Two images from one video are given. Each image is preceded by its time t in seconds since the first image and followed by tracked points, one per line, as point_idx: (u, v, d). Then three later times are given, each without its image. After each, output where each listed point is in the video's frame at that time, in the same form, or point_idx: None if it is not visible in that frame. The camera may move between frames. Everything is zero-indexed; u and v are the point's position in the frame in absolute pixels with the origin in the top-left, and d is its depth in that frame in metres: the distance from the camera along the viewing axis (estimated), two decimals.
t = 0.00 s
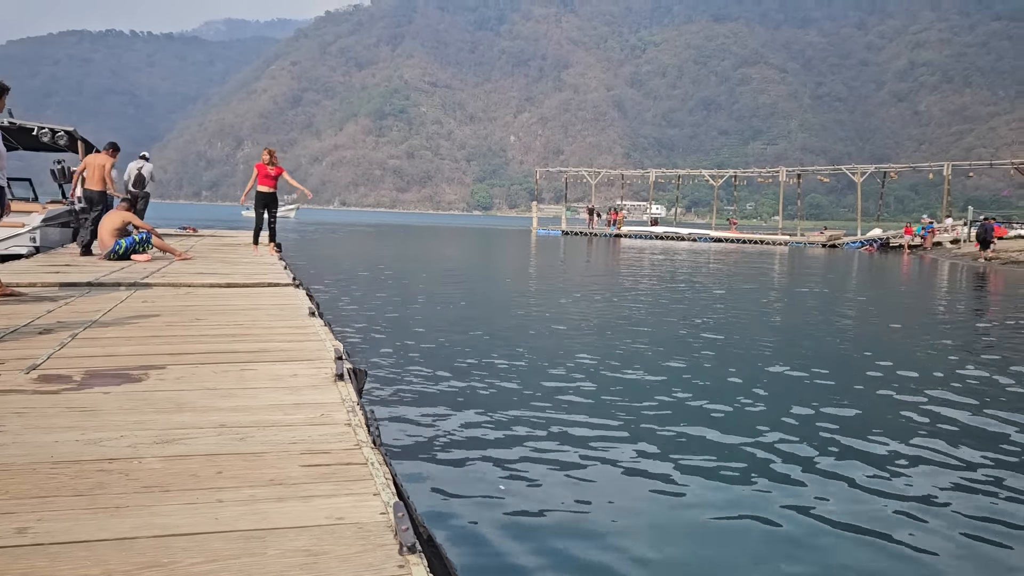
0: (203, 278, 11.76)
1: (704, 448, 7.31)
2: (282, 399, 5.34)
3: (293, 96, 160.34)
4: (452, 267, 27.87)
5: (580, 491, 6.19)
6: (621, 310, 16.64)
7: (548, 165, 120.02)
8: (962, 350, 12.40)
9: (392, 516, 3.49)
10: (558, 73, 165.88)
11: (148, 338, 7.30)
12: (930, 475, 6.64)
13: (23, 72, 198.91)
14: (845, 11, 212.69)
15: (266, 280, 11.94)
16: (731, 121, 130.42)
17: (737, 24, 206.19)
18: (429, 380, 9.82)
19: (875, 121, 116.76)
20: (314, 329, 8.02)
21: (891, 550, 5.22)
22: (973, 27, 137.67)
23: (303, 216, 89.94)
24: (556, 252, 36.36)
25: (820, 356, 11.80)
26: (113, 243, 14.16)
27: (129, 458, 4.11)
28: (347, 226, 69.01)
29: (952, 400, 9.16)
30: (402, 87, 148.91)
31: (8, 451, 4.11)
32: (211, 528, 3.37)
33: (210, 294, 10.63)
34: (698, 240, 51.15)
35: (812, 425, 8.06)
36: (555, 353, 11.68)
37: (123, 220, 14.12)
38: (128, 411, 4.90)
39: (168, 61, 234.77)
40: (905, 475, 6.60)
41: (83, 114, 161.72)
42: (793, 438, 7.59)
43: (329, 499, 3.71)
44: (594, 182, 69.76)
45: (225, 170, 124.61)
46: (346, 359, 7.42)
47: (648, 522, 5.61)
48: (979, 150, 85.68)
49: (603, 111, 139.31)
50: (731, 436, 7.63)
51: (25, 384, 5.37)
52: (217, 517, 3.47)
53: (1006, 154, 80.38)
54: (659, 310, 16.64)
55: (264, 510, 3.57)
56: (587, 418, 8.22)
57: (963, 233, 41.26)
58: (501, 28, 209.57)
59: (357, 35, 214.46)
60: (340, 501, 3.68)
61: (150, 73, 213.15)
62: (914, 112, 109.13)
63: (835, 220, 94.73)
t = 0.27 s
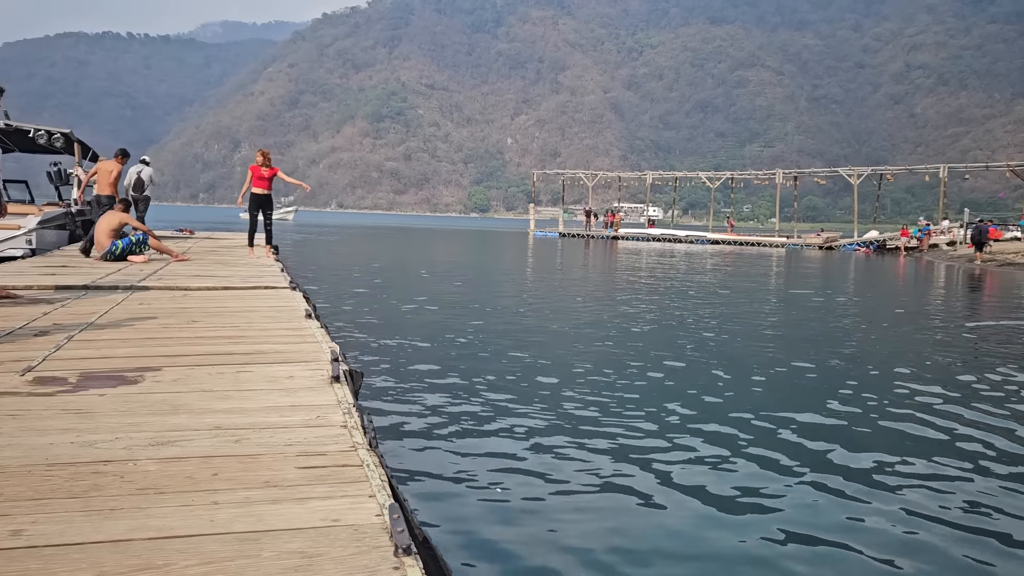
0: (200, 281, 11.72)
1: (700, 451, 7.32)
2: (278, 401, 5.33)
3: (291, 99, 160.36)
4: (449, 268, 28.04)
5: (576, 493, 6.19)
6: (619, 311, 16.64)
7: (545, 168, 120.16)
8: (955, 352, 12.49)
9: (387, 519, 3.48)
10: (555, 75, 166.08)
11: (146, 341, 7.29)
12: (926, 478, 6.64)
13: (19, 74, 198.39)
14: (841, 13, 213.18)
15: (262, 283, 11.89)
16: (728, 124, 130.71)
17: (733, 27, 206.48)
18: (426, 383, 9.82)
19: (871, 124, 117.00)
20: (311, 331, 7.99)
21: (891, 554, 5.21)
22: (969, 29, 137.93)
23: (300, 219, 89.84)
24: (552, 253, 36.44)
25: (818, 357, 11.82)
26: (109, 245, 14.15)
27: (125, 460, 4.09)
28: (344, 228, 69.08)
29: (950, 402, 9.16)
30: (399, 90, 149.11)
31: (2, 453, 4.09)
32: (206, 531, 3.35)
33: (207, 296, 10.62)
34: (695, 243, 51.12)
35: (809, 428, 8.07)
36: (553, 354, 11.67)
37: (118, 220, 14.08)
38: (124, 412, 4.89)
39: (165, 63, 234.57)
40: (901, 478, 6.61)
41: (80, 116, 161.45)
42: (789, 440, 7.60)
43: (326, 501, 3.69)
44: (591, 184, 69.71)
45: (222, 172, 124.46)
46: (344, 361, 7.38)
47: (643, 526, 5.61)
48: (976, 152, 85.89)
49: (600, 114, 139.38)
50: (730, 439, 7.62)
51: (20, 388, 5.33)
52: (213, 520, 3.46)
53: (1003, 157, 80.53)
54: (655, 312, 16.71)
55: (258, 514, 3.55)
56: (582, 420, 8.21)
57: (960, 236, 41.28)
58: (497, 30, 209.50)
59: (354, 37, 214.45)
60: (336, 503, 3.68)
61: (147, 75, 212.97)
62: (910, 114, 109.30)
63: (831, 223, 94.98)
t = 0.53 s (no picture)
0: (198, 283, 11.72)
1: (699, 451, 7.34)
2: (278, 404, 5.34)
3: (289, 101, 160.38)
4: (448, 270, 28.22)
5: (573, 493, 6.21)
6: (617, 313, 16.66)
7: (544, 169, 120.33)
8: (955, 353, 12.50)
9: (388, 521, 3.49)
10: (553, 77, 166.22)
11: (145, 343, 7.29)
12: (922, 479, 6.67)
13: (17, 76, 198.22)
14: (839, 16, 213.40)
15: (261, 285, 11.91)
16: (726, 126, 130.88)
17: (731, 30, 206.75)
18: (426, 384, 9.84)
19: (869, 126, 117.17)
20: (311, 333, 8.00)
21: (891, 555, 5.22)
22: (966, 31, 138.13)
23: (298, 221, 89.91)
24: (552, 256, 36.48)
25: (815, 359, 11.86)
26: (107, 247, 14.19)
27: (124, 463, 4.10)
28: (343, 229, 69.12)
29: (948, 403, 9.17)
30: (397, 92, 149.20)
31: (3, 456, 4.09)
32: (206, 534, 3.36)
33: (205, 298, 10.61)
34: (693, 244, 51.15)
35: (806, 428, 8.09)
36: (552, 356, 11.70)
37: (117, 223, 14.14)
38: (123, 416, 4.88)
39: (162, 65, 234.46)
40: (900, 480, 6.62)
41: (78, 118, 161.52)
42: (789, 442, 7.62)
43: (326, 502, 3.70)
44: (590, 186, 69.75)
45: (221, 174, 124.46)
46: (342, 362, 7.40)
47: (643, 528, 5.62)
48: (973, 154, 86.11)
49: (598, 116, 139.55)
50: (727, 441, 7.64)
51: (20, 391, 5.33)
52: (213, 523, 3.46)
53: (999, 159, 80.78)
54: (653, 314, 16.70)
55: (260, 516, 3.55)
56: (580, 421, 8.24)
57: (958, 238, 41.27)
58: (496, 33, 209.80)
59: (352, 39, 214.35)
60: (337, 505, 3.68)
61: (145, 77, 213.01)
62: (907, 117, 109.45)
63: (829, 225, 95.16)
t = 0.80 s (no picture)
0: (199, 285, 11.71)
1: (701, 451, 7.36)
2: (279, 405, 5.34)
3: (290, 103, 160.47)
4: (450, 271, 28.52)
5: (573, 495, 6.20)
6: (617, 315, 16.68)
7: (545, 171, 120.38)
8: (955, 355, 12.51)
9: (389, 524, 3.49)
10: (554, 79, 166.31)
11: (145, 345, 7.28)
12: (923, 479, 6.69)
13: (19, 78, 198.56)
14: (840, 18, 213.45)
15: (262, 287, 11.92)
16: (727, 127, 130.86)
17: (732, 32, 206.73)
18: (427, 385, 9.86)
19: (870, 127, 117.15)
20: (311, 336, 8.02)
21: (889, 553, 5.27)
22: (967, 33, 138.11)
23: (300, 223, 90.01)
24: (553, 258, 36.72)
25: (818, 361, 11.85)
26: (108, 249, 14.19)
27: (124, 466, 4.10)
28: (344, 232, 69.26)
29: (951, 405, 9.18)
30: (398, 94, 149.28)
31: (3, 459, 4.09)
32: (205, 537, 3.35)
33: (207, 301, 10.60)
34: (694, 246, 51.18)
35: (811, 428, 8.14)
36: (557, 357, 11.72)
37: (118, 226, 14.16)
38: (122, 419, 4.88)
39: (164, 67, 234.73)
40: (900, 480, 6.62)
41: (80, 120, 161.71)
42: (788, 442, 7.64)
43: (327, 505, 3.70)
44: (591, 188, 69.67)
45: (222, 176, 124.57)
46: (343, 365, 7.40)
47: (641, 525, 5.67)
48: (974, 156, 86.10)
49: (599, 118, 139.57)
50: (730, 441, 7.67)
51: (20, 393, 5.33)
52: (213, 526, 3.46)
53: (1000, 161, 80.75)
54: (654, 316, 16.73)
55: (260, 519, 3.54)
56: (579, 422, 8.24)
57: (959, 239, 41.27)
58: (497, 35, 210.04)
59: (353, 42, 214.51)
60: (337, 508, 3.67)
61: (147, 80, 213.35)
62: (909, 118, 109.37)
63: (830, 227, 95.16)
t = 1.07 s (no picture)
0: (201, 286, 11.74)
1: (699, 451, 7.39)
2: (280, 408, 5.33)
3: (294, 104, 160.47)
4: (453, 272, 28.76)
5: (572, 496, 6.21)
6: (620, 316, 16.70)
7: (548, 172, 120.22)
8: (957, 356, 12.49)
9: (389, 526, 3.47)
10: (557, 80, 166.26)
11: (147, 346, 7.30)
12: (920, 478, 6.70)
13: (23, 80, 198.87)
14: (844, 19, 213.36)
15: (264, 288, 11.96)
16: (730, 128, 130.69)
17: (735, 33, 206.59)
18: (427, 386, 9.88)
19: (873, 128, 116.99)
20: (314, 337, 8.03)
21: (887, 552, 5.27)
22: (971, 33, 137.96)
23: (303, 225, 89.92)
24: (555, 259, 36.81)
25: (817, 361, 11.86)
26: (112, 250, 14.25)
27: (124, 468, 4.09)
28: (348, 233, 69.28)
29: (948, 406, 9.19)
30: (401, 95, 149.27)
31: (4, 461, 4.09)
32: (205, 540, 3.35)
33: (209, 302, 10.63)
34: (697, 247, 51.11)
35: (808, 430, 8.15)
36: (557, 358, 11.75)
37: (121, 227, 14.21)
38: (124, 421, 4.88)
39: (168, 68, 234.98)
40: (901, 481, 6.60)
41: (83, 121, 161.81)
42: (784, 443, 7.66)
43: (327, 508, 3.69)
44: (594, 189, 69.50)
45: (225, 177, 124.57)
46: (345, 366, 7.41)
47: (640, 526, 5.68)
48: (978, 157, 85.86)
49: (602, 119, 139.52)
50: (728, 442, 7.68)
51: (22, 394, 5.34)
52: (213, 529, 3.45)
53: (1005, 162, 80.51)
54: (657, 317, 16.74)
55: (260, 521, 3.53)
56: (576, 424, 8.27)
57: (962, 241, 41.13)
58: (500, 36, 209.97)
59: (356, 43, 214.59)
60: (337, 510, 3.67)
61: (151, 82, 213.85)
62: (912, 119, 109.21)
63: (834, 228, 95.00)
